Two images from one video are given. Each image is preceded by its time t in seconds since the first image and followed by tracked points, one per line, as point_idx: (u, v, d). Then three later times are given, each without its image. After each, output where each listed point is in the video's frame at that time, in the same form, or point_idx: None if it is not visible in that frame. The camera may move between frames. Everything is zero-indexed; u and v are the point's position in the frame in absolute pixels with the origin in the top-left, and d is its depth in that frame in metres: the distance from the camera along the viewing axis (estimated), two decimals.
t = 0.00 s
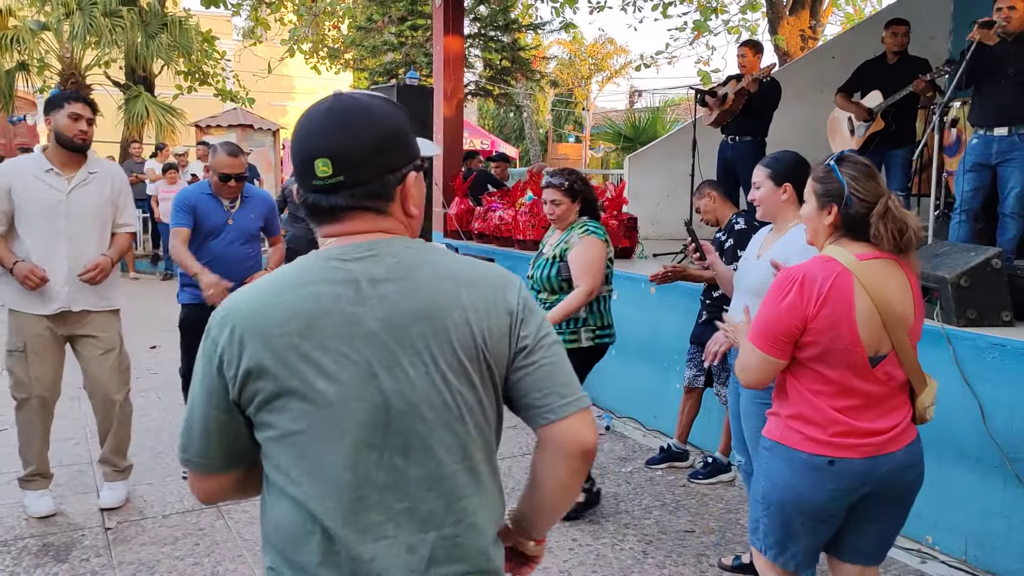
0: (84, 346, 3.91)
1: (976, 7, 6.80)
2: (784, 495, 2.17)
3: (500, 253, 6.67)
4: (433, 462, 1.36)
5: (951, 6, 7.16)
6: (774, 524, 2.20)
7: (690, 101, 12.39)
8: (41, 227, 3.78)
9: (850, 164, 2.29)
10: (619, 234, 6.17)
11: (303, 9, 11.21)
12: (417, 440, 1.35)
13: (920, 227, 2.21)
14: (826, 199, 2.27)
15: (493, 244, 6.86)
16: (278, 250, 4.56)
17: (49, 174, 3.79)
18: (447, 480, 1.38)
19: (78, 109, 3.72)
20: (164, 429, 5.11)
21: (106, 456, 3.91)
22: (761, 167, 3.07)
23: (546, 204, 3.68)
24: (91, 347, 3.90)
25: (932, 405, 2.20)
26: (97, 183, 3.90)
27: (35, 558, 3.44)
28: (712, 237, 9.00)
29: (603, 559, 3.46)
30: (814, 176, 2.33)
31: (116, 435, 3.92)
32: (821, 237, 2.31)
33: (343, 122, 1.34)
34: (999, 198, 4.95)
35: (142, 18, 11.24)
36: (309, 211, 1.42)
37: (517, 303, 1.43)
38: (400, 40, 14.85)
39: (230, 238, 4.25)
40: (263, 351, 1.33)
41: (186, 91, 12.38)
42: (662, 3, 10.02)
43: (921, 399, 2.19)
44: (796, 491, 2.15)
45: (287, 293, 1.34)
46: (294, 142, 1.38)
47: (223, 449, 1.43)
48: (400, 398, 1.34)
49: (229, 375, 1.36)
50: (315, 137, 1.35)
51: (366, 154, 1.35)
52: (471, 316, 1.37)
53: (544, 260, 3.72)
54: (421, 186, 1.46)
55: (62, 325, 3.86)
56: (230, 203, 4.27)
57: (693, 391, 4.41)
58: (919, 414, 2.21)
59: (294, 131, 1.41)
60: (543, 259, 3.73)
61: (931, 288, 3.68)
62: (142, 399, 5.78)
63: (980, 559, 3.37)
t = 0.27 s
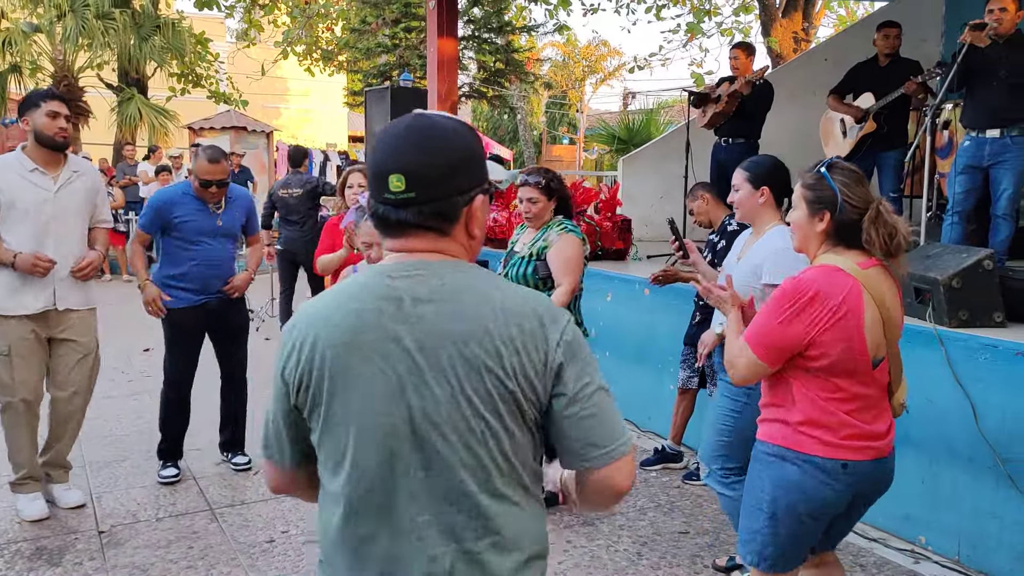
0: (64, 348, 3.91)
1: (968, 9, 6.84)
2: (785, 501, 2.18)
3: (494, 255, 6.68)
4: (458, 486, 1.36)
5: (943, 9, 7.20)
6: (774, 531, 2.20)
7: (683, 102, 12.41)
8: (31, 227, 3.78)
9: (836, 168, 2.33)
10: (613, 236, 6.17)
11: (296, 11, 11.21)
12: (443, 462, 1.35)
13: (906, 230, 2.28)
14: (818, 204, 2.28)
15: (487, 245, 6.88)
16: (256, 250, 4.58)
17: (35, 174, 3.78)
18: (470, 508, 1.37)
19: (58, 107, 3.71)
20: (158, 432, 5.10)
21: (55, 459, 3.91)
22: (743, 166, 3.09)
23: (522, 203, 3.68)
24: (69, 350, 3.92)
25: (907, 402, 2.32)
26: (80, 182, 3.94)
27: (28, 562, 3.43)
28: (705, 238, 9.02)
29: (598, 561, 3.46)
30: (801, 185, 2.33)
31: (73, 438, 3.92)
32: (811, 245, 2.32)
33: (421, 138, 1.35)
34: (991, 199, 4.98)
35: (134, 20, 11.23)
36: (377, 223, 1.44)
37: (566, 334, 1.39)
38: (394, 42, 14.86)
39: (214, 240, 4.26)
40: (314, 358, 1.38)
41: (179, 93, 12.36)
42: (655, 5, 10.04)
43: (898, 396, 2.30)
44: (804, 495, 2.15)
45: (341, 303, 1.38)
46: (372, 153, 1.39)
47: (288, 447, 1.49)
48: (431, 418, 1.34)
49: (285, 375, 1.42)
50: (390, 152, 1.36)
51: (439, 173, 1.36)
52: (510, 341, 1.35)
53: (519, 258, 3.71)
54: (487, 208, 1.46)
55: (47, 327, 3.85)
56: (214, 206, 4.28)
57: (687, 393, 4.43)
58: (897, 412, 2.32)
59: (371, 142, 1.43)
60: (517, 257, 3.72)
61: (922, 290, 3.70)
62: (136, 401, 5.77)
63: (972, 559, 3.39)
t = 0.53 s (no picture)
0: (58, 347, 3.94)
1: (960, 11, 6.87)
2: (803, 495, 2.22)
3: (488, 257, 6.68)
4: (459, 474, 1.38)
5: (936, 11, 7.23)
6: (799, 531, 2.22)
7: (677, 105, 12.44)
8: (29, 228, 3.77)
9: (827, 166, 2.42)
10: (608, 238, 6.17)
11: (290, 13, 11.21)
12: (446, 452, 1.38)
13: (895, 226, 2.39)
14: (814, 201, 2.37)
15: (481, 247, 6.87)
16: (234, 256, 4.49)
17: (31, 175, 3.77)
18: (467, 500, 1.38)
19: (45, 107, 3.71)
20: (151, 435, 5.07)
21: (46, 462, 3.93)
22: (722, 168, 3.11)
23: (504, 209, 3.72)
24: (58, 351, 3.95)
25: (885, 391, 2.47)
26: (72, 182, 3.93)
27: (21, 566, 3.42)
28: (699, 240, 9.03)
29: (593, 563, 3.46)
30: (793, 184, 2.41)
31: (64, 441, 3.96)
32: (806, 241, 2.40)
33: (465, 131, 1.38)
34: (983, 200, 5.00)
35: (127, 22, 11.21)
36: (421, 215, 1.46)
37: (581, 337, 1.37)
38: (388, 44, 14.87)
39: (180, 252, 4.20)
40: (344, 337, 1.44)
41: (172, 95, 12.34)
42: (649, 7, 10.06)
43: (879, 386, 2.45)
44: (823, 485, 2.21)
45: (372, 287, 1.42)
46: (416, 147, 1.42)
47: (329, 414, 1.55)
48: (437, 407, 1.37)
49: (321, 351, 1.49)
50: (436, 146, 1.38)
51: (481, 166, 1.38)
52: (517, 340, 1.35)
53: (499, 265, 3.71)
54: (528, 202, 1.48)
55: (46, 326, 3.88)
56: (180, 220, 4.22)
57: (682, 394, 4.43)
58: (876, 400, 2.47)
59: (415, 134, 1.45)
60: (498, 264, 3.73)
61: (916, 290, 3.71)
62: (130, 404, 5.75)
63: (966, 559, 3.40)
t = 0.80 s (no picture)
0: (40, 354, 3.91)
1: (950, 13, 6.91)
2: (819, 492, 2.27)
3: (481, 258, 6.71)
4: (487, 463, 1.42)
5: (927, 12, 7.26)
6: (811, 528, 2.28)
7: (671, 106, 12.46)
8: (13, 234, 3.74)
9: (815, 168, 2.48)
10: (602, 239, 6.19)
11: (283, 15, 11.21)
12: (476, 442, 1.42)
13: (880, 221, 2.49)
14: (811, 205, 2.41)
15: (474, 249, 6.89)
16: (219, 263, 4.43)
17: (14, 181, 3.76)
18: (500, 487, 1.42)
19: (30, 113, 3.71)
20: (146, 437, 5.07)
21: (39, 466, 3.92)
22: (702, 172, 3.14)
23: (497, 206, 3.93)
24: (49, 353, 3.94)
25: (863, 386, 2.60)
26: (58, 187, 3.93)
27: (14, 569, 3.41)
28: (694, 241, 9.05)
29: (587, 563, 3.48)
30: (783, 187, 2.46)
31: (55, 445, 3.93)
32: (803, 243, 2.43)
33: (498, 132, 1.42)
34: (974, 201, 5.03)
35: (120, 24, 11.20)
36: (457, 213, 1.50)
37: (605, 332, 1.37)
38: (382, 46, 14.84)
39: (164, 260, 4.12)
40: (388, 330, 1.51)
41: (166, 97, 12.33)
42: (642, 9, 10.08)
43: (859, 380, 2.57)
44: (839, 483, 2.28)
45: (414, 283, 1.49)
46: (450, 148, 1.47)
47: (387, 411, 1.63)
48: (467, 397, 1.41)
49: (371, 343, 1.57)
50: (470, 147, 1.43)
51: (516, 166, 1.42)
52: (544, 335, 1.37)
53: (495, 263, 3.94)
54: (559, 197, 1.53)
55: (26, 332, 3.85)
56: (161, 227, 4.11)
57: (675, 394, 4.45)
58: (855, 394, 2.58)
59: (451, 134, 1.50)
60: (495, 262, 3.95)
61: (908, 291, 3.74)
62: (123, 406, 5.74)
63: (958, 559, 3.42)
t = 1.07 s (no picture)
0: (13, 359, 3.86)
1: (943, 13, 6.91)
2: (839, 488, 2.27)
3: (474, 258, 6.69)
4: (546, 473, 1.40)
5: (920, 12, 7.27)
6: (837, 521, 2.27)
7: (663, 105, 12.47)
8: None
9: (818, 165, 2.50)
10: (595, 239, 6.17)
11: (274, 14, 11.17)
12: (535, 454, 1.40)
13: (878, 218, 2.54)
14: (822, 201, 2.41)
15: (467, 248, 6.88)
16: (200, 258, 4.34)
17: None
18: (558, 495, 1.39)
19: None
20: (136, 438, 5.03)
21: (26, 470, 3.89)
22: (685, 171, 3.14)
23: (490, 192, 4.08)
24: (20, 361, 3.86)
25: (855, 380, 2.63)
26: (34, 185, 3.87)
27: (4, 572, 3.39)
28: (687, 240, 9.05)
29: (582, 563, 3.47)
30: (790, 185, 2.46)
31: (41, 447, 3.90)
32: (812, 240, 2.43)
33: (565, 142, 1.40)
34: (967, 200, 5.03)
35: (111, 23, 11.13)
36: (517, 224, 1.47)
37: (661, 338, 1.32)
38: (374, 45, 14.80)
39: (143, 249, 4.04)
40: (443, 341, 1.49)
41: (157, 96, 12.27)
42: (636, 8, 10.07)
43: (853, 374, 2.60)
44: (857, 475, 2.30)
45: (468, 292, 1.47)
46: (510, 161, 1.44)
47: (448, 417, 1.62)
48: (523, 408, 1.39)
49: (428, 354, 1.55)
50: (532, 157, 1.41)
51: (585, 176, 1.40)
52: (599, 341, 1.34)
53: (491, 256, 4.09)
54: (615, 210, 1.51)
55: None
56: (141, 214, 4.05)
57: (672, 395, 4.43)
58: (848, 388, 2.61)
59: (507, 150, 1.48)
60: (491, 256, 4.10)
61: (900, 290, 3.72)
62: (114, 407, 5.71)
63: (953, 558, 3.41)
